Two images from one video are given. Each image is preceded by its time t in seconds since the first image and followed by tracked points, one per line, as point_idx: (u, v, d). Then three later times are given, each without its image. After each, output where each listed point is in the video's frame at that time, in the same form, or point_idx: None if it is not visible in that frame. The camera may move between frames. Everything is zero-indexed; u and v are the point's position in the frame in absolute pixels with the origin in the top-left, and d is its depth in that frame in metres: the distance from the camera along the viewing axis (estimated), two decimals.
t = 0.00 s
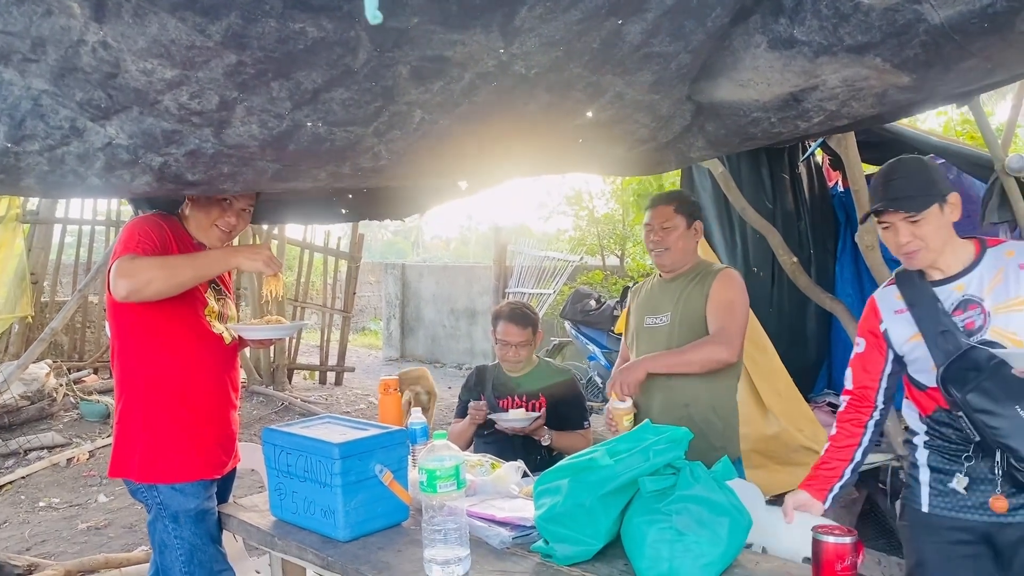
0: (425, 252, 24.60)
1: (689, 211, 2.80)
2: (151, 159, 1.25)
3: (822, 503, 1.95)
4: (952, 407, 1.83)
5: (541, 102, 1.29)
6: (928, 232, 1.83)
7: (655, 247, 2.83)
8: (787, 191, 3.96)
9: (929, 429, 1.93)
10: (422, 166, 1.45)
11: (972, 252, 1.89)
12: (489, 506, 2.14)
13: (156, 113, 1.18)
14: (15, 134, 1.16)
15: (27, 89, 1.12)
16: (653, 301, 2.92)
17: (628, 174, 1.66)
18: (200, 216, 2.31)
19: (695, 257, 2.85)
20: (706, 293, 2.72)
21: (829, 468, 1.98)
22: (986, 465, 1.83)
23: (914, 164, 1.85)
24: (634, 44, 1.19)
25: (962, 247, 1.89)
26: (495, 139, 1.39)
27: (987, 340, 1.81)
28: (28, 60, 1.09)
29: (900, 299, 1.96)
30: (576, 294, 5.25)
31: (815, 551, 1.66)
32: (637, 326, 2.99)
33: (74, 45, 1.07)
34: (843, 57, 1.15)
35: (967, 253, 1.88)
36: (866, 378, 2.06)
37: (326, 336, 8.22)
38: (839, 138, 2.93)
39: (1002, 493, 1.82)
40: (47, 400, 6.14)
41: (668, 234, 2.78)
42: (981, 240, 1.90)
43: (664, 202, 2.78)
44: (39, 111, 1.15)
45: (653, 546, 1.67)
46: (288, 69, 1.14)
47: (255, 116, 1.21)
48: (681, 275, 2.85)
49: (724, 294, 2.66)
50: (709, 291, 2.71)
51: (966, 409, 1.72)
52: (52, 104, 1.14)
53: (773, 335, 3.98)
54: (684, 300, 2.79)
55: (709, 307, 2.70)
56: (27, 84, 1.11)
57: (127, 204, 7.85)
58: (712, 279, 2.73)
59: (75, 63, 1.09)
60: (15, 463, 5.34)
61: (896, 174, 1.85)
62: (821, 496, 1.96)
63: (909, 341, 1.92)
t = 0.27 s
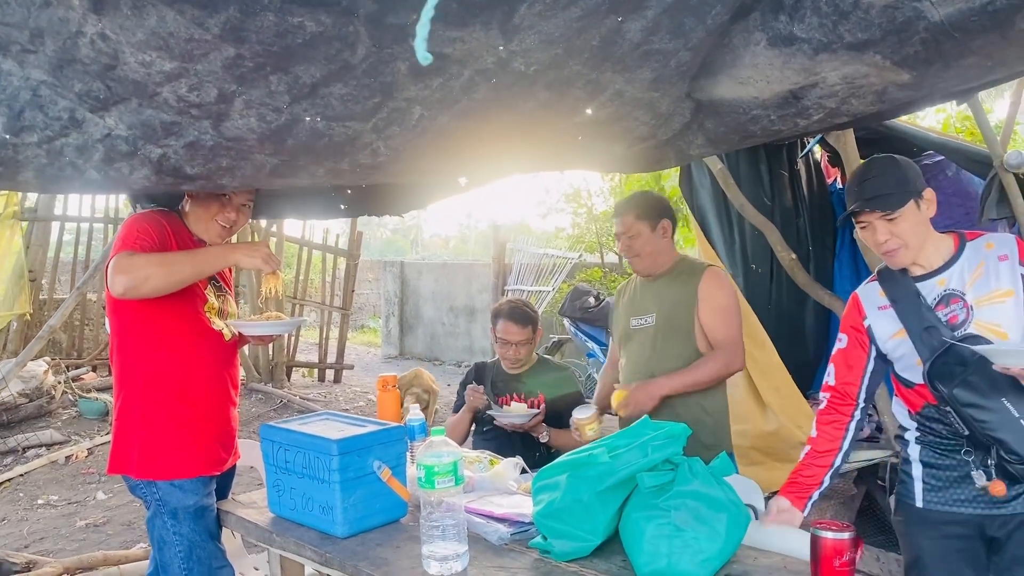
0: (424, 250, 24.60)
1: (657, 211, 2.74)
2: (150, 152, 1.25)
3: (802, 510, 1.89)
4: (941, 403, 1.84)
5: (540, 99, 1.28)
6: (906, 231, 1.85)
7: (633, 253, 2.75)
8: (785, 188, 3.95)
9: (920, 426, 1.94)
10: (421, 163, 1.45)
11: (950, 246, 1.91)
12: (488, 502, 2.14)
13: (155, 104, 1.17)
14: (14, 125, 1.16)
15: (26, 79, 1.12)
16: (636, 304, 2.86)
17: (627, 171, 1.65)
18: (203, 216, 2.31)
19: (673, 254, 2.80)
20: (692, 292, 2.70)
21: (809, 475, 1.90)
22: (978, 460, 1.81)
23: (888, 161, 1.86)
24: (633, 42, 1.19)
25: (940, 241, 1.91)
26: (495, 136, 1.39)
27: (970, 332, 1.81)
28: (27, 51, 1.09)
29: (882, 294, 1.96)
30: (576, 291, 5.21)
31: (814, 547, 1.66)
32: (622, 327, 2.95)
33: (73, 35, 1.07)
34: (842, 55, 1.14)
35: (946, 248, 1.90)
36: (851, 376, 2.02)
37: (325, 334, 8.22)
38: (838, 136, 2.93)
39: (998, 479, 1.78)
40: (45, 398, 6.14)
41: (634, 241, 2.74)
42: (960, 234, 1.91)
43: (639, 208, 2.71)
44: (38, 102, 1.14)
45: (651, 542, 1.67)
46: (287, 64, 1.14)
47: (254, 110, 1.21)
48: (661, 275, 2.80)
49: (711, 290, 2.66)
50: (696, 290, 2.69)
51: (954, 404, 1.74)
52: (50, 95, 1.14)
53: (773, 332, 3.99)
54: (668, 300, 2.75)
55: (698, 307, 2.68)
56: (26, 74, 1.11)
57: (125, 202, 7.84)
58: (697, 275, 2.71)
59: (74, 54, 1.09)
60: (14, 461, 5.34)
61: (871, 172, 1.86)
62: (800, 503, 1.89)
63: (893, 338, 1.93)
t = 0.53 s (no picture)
0: (423, 248, 24.59)
1: (620, 216, 2.68)
2: (148, 147, 1.24)
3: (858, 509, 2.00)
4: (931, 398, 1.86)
5: (540, 92, 1.27)
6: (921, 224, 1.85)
7: (606, 259, 2.67)
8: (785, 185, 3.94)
9: (914, 423, 1.93)
10: (421, 157, 1.44)
11: (969, 245, 1.90)
12: (489, 500, 2.14)
13: (154, 100, 1.16)
14: (13, 120, 1.16)
15: (24, 75, 1.11)
16: (618, 310, 2.75)
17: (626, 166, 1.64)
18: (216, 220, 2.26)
19: (647, 255, 2.73)
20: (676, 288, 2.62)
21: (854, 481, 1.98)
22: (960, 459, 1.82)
23: (910, 155, 1.88)
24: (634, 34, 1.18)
25: (959, 239, 1.90)
26: (495, 130, 1.39)
27: (972, 334, 1.82)
28: (25, 46, 1.08)
29: (893, 288, 1.97)
30: (575, 288, 5.24)
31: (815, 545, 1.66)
32: (606, 338, 2.83)
33: (71, 31, 1.06)
34: (843, 47, 1.14)
35: (964, 246, 1.89)
36: (868, 366, 2.03)
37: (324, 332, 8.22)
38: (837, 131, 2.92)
39: (971, 485, 1.79)
40: (44, 396, 6.14)
41: (603, 248, 2.67)
42: (982, 234, 1.90)
43: (605, 213, 2.66)
44: (37, 97, 1.14)
45: (651, 539, 1.68)
46: (286, 58, 1.14)
47: (253, 106, 1.20)
48: (639, 277, 2.71)
49: (695, 282, 2.59)
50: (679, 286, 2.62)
51: (939, 401, 1.79)
52: (49, 90, 1.13)
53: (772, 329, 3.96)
54: (653, 301, 2.65)
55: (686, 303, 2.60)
56: (24, 69, 1.11)
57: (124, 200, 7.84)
58: (678, 269, 2.65)
59: (72, 49, 1.08)
60: (13, 459, 5.33)
61: (891, 165, 1.89)
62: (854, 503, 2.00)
63: (899, 332, 1.94)
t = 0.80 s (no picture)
0: (423, 247, 24.57)
1: (596, 223, 2.63)
2: (149, 146, 1.23)
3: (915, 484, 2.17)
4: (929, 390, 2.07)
5: (543, 84, 1.26)
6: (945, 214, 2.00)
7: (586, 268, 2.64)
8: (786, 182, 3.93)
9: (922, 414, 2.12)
10: (422, 152, 1.43)
11: (1006, 239, 2.00)
12: (490, 498, 2.14)
13: (154, 98, 1.16)
14: (12, 120, 1.14)
15: (23, 73, 1.10)
16: (603, 316, 2.73)
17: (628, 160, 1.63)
18: (234, 224, 2.26)
19: (627, 257, 2.70)
20: (658, 288, 2.60)
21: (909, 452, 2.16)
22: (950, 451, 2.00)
23: (946, 144, 2.02)
24: (637, 25, 1.18)
25: (995, 233, 2.01)
26: (496, 125, 1.38)
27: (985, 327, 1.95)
28: (24, 44, 1.08)
29: (923, 275, 2.14)
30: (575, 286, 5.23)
31: (818, 543, 1.65)
32: (595, 344, 2.81)
33: (70, 28, 1.07)
34: (848, 36, 1.13)
35: (998, 240, 2.00)
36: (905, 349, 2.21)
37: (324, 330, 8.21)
38: (838, 129, 2.90)
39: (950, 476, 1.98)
40: (45, 395, 6.14)
41: (581, 255, 2.62)
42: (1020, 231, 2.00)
43: (576, 224, 2.61)
44: (36, 96, 1.13)
45: (653, 538, 1.67)
46: (288, 52, 1.13)
47: (254, 101, 1.19)
48: (621, 282, 2.68)
49: (675, 280, 2.57)
50: (661, 286, 2.60)
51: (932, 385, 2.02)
52: (48, 89, 1.13)
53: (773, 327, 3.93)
54: (638, 304, 2.63)
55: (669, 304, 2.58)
56: (24, 68, 1.10)
57: (124, 199, 7.84)
58: (657, 268, 2.63)
59: (71, 47, 1.08)
60: (13, 458, 5.33)
61: (927, 154, 2.03)
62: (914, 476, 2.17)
63: (921, 317, 2.13)
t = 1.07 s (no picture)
0: (422, 245, 24.55)
1: (580, 226, 2.62)
2: (145, 141, 1.23)
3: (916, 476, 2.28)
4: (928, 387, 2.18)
5: (543, 78, 1.25)
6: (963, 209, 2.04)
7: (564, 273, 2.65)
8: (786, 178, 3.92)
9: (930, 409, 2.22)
10: (421, 146, 1.42)
11: None
12: (490, 496, 2.13)
13: (151, 93, 1.15)
14: (7, 114, 1.15)
15: (18, 68, 1.10)
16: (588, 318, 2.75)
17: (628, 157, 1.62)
18: (248, 222, 2.26)
19: (613, 260, 2.67)
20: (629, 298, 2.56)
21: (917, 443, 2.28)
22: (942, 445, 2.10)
23: (976, 137, 2.05)
24: (638, 19, 1.17)
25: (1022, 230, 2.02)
26: (495, 119, 1.37)
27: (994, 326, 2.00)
28: (19, 38, 1.07)
29: (951, 267, 2.20)
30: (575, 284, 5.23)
31: (819, 541, 1.65)
32: (581, 345, 2.83)
33: (67, 21, 1.05)
34: (849, 33, 1.12)
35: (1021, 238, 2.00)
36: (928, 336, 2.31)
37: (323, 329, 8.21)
38: (839, 125, 2.89)
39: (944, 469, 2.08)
40: (44, 394, 6.14)
41: (564, 256, 2.61)
42: None
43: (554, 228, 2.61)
44: (31, 91, 1.13)
45: (654, 536, 1.67)
46: (287, 46, 1.12)
47: (252, 95, 1.18)
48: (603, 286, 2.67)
49: (645, 290, 2.51)
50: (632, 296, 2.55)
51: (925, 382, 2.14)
52: (43, 84, 1.12)
53: (773, 325, 3.92)
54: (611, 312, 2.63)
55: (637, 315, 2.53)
56: (18, 63, 1.10)
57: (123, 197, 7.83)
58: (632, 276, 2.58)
59: (68, 40, 1.07)
60: (13, 457, 5.33)
61: (952, 147, 2.07)
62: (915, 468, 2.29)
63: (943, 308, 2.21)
